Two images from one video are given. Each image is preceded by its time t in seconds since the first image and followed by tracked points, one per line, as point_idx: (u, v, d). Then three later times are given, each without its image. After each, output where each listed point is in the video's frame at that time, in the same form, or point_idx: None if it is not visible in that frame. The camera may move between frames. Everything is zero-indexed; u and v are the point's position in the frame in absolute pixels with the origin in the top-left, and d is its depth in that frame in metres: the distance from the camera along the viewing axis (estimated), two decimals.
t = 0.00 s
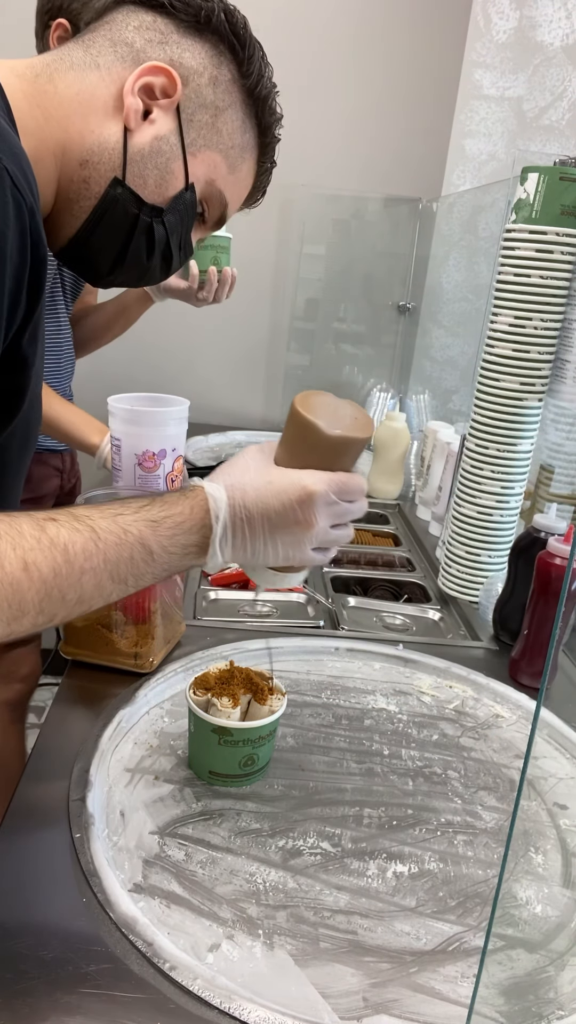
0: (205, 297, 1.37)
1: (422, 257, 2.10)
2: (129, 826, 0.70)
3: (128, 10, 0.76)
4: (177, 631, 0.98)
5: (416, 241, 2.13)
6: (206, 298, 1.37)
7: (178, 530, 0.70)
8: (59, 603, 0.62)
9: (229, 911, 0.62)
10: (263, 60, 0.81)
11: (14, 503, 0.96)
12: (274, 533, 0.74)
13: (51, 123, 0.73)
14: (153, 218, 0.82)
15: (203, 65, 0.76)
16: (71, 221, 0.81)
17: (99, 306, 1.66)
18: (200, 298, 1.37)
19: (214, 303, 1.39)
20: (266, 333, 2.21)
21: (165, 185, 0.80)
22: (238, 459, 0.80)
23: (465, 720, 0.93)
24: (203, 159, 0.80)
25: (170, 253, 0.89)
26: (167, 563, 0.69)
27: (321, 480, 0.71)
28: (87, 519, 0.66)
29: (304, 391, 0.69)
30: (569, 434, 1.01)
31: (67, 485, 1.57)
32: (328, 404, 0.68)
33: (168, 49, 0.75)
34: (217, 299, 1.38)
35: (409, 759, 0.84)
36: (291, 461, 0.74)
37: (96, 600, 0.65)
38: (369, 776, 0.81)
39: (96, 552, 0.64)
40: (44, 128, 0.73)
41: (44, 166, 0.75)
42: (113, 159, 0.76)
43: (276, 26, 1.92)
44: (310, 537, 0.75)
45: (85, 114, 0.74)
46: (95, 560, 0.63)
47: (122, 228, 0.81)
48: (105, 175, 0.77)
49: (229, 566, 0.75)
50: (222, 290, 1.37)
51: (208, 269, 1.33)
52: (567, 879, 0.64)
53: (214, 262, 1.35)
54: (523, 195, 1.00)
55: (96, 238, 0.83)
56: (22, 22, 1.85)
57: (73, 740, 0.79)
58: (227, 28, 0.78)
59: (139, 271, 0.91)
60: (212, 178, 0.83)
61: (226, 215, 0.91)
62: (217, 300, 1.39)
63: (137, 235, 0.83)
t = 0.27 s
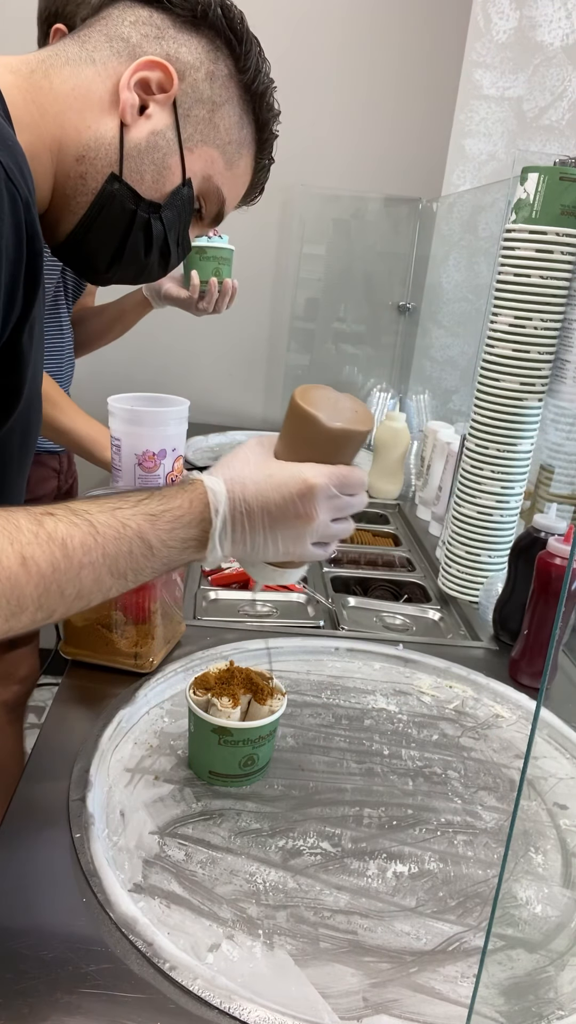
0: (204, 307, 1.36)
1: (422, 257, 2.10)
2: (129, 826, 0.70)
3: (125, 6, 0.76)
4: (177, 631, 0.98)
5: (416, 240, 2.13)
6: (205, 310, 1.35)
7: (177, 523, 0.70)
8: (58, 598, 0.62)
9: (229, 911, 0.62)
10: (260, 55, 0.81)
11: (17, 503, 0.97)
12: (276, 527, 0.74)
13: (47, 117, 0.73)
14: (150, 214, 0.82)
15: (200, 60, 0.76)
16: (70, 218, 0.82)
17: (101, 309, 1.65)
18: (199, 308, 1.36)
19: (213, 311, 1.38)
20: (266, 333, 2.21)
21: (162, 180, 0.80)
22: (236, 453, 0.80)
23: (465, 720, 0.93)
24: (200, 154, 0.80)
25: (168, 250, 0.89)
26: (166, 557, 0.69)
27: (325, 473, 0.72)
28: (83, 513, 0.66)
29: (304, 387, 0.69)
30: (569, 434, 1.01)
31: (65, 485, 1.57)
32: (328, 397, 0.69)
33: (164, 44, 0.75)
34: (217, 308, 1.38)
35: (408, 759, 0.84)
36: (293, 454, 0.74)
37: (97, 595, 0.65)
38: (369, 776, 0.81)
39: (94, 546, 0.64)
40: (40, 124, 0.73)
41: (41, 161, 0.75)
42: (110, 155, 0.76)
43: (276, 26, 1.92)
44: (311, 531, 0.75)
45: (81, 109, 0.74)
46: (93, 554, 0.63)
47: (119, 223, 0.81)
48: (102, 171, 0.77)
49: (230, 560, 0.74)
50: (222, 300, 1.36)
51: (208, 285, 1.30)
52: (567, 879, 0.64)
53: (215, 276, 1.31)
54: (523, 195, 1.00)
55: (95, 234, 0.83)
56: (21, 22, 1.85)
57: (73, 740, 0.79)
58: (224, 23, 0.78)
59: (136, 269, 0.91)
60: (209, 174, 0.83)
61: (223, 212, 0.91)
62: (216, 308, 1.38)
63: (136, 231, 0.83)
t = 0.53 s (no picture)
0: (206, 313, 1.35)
1: (422, 257, 2.10)
2: (129, 826, 0.70)
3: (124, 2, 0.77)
4: (177, 631, 0.98)
5: (416, 240, 2.13)
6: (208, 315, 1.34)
7: (175, 520, 0.70)
8: (54, 596, 0.62)
9: (229, 911, 0.62)
10: (260, 51, 0.81)
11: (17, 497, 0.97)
12: (273, 524, 0.74)
13: (44, 114, 0.73)
14: (149, 212, 0.82)
15: (199, 56, 0.76)
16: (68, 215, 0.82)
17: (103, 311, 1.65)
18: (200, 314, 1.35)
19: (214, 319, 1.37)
20: (266, 333, 2.21)
21: (161, 177, 0.80)
22: (233, 448, 0.80)
23: (465, 720, 0.93)
24: (200, 151, 0.80)
25: (167, 247, 0.89)
26: (162, 553, 0.69)
27: (320, 469, 0.72)
28: (80, 508, 0.66)
29: (304, 381, 0.70)
30: (569, 434, 1.01)
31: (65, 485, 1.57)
32: (327, 392, 0.69)
33: (163, 39, 0.75)
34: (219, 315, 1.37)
35: (408, 759, 0.84)
36: (290, 449, 0.74)
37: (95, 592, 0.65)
38: (369, 776, 0.81)
39: (91, 542, 0.64)
40: (37, 121, 0.73)
41: (38, 158, 0.75)
42: (108, 151, 0.76)
43: (276, 26, 1.92)
44: (307, 527, 0.75)
45: (79, 105, 0.74)
46: (90, 551, 0.63)
47: (118, 220, 0.81)
48: (101, 167, 0.77)
49: (226, 557, 0.74)
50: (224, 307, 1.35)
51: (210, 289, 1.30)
52: (567, 879, 0.64)
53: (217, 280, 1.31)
54: (523, 195, 1.00)
55: (94, 231, 0.83)
56: (21, 22, 1.85)
57: (73, 740, 0.79)
58: (223, 19, 0.78)
59: (135, 266, 0.91)
60: (208, 171, 0.83)
61: (223, 210, 0.91)
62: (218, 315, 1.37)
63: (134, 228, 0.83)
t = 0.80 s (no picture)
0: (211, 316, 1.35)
1: (422, 258, 2.10)
2: (129, 826, 0.70)
3: None
4: (177, 631, 0.98)
5: (416, 240, 2.13)
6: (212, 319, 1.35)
7: (170, 516, 0.70)
8: (48, 593, 0.62)
9: (229, 911, 0.62)
10: (260, 48, 0.81)
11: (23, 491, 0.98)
12: (270, 521, 0.74)
13: (44, 111, 0.74)
14: (149, 209, 0.82)
15: (199, 53, 0.76)
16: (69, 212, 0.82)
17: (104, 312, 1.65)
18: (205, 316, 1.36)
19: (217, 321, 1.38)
20: (266, 333, 2.21)
21: (161, 174, 0.80)
22: (233, 441, 0.79)
23: (465, 720, 0.93)
24: (200, 147, 0.80)
25: (167, 244, 0.89)
26: (158, 550, 0.69)
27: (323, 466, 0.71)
28: (75, 504, 0.66)
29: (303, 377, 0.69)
30: (569, 434, 1.01)
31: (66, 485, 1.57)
32: (326, 389, 0.68)
33: (163, 36, 0.75)
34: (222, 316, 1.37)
35: (408, 759, 0.84)
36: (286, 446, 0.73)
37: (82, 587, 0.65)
38: (369, 776, 0.81)
39: (86, 540, 0.64)
40: (37, 117, 0.74)
41: (38, 155, 0.75)
42: (107, 148, 0.76)
43: (276, 26, 1.92)
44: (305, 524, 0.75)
45: (78, 102, 0.74)
46: (86, 548, 0.63)
47: (117, 217, 0.81)
48: (100, 164, 0.77)
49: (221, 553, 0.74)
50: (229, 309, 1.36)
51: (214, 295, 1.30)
52: (567, 879, 0.64)
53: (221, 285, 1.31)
54: (523, 195, 1.00)
55: (93, 228, 0.83)
56: (22, 22, 1.85)
57: (72, 740, 0.79)
58: (223, 16, 0.78)
59: (136, 263, 0.91)
60: (209, 168, 0.83)
61: (223, 207, 0.91)
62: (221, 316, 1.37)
63: (134, 225, 0.83)
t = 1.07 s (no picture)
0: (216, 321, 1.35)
1: (421, 257, 2.10)
2: (129, 826, 0.70)
3: None
4: (177, 631, 0.98)
5: (416, 240, 2.13)
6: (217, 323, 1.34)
7: (167, 513, 0.71)
8: (45, 591, 0.62)
9: (229, 911, 0.62)
10: (261, 45, 0.81)
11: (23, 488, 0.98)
12: (267, 517, 0.74)
13: (43, 109, 0.74)
14: (149, 207, 0.82)
15: (200, 50, 0.76)
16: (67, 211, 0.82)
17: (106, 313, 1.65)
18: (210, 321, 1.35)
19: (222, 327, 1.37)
20: (266, 333, 2.21)
21: (161, 172, 0.80)
22: (231, 436, 0.80)
23: (465, 720, 0.93)
24: (200, 145, 0.80)
25: (168, 244, 0.89)
26: (156, 546, 0.70)
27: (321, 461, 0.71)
28: (70, 500, 0.66)
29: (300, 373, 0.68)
30: (569, 434, 1.01)
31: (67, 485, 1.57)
32: (322, 384, 0.68)
33: (163, 33, 0.75)
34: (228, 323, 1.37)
35: (408, 759, 0.84)
36: (286, 441, 0.73)
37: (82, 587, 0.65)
38: (369, 776, 0.81)
39: (82, 536, 0.64)
40: (35, 115, 0.73)
41: (37, 153, 0.75)
42: (107, 145, 0.76)
43: (276, 26, 1.92)
44: (302, 522, 0.75)
45: (77, 99, 0.74)
46: (82, 544, 0.63)
47: (117, 216, 0.81)
48: (100, 162, 0.77)
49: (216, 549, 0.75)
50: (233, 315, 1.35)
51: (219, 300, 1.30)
52: (567, 879, 0.64)
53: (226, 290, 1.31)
54: (523, 195, 1.00)
55: (92, 227, 0.83)
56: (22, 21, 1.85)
57: (72, 740, 0.79)
58: (225, 13, 0.78)
59: (136, 262, 0.91)
60: (209, 166, 0.83)
61: (224, 206, 0.91)
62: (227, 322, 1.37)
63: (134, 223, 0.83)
